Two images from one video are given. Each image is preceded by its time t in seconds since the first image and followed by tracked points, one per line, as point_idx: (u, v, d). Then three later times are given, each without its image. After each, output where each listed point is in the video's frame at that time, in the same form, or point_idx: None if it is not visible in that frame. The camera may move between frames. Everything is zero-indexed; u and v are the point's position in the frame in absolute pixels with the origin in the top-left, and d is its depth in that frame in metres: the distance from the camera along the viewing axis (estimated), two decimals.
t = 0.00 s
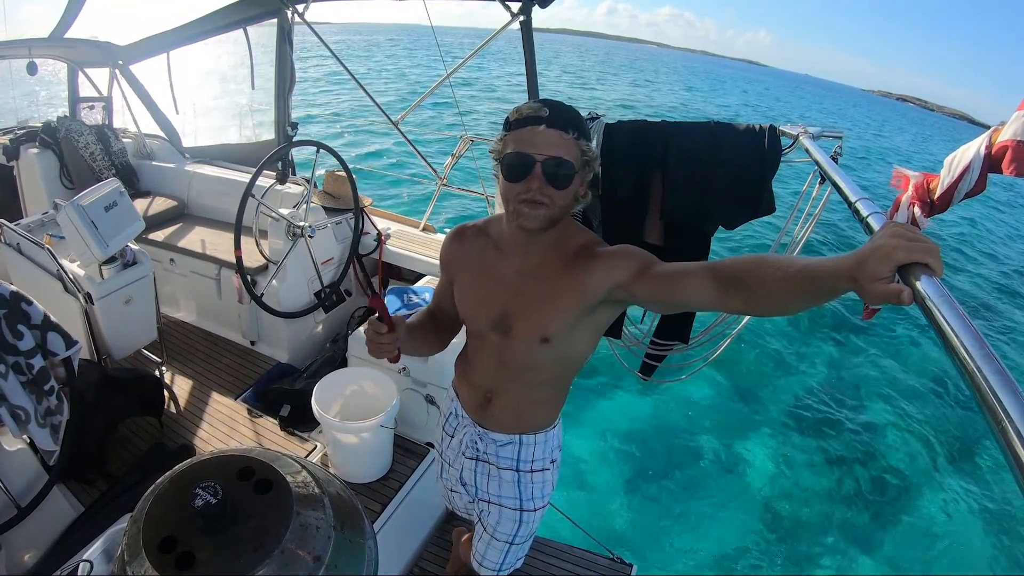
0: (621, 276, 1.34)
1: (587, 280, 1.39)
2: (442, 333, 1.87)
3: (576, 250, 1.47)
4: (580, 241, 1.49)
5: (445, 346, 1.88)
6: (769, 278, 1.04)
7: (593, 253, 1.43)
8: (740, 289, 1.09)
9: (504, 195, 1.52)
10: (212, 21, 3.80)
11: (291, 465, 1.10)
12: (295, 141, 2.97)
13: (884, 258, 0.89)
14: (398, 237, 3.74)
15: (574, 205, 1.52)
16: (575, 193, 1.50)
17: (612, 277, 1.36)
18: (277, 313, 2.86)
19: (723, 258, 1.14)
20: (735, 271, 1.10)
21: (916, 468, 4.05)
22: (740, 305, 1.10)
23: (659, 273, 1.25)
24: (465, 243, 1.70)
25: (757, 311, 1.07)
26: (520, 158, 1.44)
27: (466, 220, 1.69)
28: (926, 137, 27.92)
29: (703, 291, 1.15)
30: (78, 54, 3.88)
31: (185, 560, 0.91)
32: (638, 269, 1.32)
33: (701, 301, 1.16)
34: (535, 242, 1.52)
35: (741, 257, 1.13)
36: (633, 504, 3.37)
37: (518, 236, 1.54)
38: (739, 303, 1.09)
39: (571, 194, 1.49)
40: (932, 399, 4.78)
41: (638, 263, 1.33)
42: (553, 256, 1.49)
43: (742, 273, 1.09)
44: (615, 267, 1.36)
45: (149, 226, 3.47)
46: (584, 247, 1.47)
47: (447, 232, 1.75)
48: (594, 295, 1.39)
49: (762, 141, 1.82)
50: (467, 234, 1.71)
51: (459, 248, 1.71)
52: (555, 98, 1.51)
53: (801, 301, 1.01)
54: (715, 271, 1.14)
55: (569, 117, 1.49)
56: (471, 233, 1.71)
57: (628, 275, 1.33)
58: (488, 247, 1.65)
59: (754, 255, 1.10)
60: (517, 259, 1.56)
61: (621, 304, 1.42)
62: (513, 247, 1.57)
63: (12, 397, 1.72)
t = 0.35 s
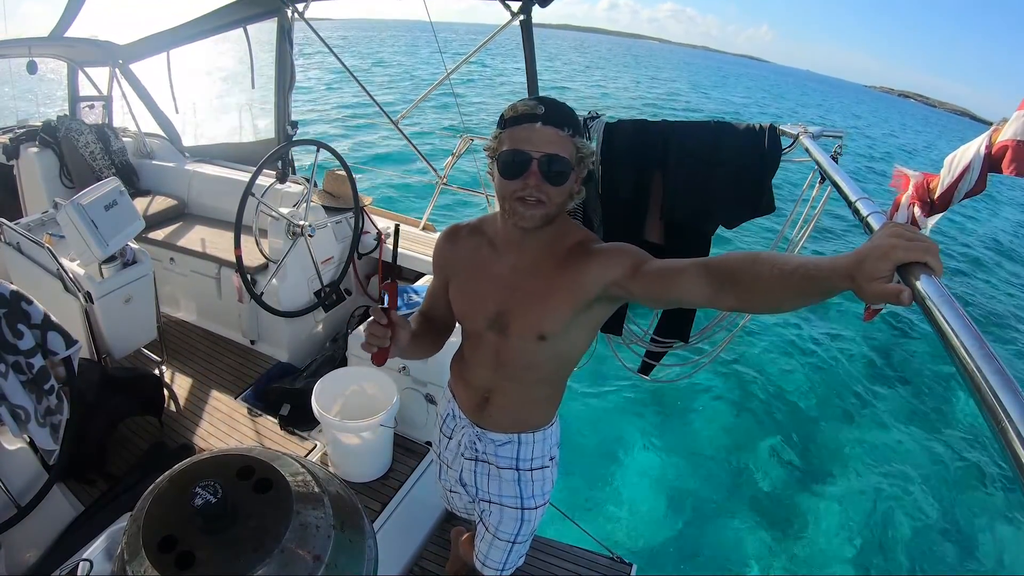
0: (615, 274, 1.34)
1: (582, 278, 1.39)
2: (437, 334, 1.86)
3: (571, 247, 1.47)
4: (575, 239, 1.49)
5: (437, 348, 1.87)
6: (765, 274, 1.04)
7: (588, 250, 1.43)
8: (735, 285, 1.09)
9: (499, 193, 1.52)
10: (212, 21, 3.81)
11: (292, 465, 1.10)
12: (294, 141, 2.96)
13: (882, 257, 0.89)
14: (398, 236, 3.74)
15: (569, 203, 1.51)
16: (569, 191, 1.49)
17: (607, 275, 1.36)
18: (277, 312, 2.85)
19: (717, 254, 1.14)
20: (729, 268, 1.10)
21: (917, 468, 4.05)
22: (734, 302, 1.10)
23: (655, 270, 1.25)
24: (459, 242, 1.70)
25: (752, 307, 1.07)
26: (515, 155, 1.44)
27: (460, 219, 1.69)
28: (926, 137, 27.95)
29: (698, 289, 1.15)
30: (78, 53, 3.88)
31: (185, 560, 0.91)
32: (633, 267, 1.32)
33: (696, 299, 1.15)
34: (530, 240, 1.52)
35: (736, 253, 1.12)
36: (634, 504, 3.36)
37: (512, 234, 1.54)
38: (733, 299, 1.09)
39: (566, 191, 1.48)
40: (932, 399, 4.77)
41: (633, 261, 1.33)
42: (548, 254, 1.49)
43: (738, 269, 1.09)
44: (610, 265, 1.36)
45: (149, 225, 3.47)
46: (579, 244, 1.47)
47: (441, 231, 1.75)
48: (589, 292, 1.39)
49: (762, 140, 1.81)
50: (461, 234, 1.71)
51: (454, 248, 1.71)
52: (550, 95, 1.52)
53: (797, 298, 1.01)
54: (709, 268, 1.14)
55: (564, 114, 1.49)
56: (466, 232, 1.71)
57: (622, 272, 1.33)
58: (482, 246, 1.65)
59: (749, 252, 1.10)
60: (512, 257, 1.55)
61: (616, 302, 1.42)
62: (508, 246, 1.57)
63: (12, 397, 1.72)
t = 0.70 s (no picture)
0: (613, 276, 1.34)
1: (578, 279, 1.39)
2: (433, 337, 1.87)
3: (568, 248, 1.47)
4: (571, 240, 1.48)
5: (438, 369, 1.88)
6: (763, 276, 1.04)
7: (584, 251, 1.43)
8: (734, 287, 1.09)
9: (486, 194, 1.52)
10: (212, 20, 3.81)
11: (291, 463, 1.10)
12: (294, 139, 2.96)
13: (883, 257, 0.89)
14: (398, 235, 3.74)
15: (558, 204, 1.50)
16: (557, 192, 1.48)
17: (604, 276, 1.35)
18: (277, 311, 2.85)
19: (716, 256, 1.14)
20: (728, 270, 1.10)
21: (916, 468, 4.06)
22: (733, 303, 1.10)
23: (652, 272, 1.25)
24: (454, 242, 1.70)
25: (751, 309, 1.07)
26: (496, 156, 1.44)
27: (455, 220, 1.69)
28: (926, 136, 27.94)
29: (697, 290, 1.15)
30: (79, 52, 3.88)
31: (185, 558, 0.91)
32: (630, 268, 1.32)
33: (694, 301, 1.16)
34: (525, 241, 1.52)
35: (734, 255, 1.12)
36: (633, 504, 3.37)
37: (506, 235, 1.54)
38: (732, 301, 1.09)
39: (552, 191, 1.47)
40: (931, 398, 4.78)
41: (630, 262, 1.33)
42: (543, 254, 1.49)
43: (736, 271, 1.09)
44: (606, 266, 1.35)
45: (149, 224, 3.47)
46: (575, 245, 1.47)
47: (437, 232, 1.75)
48: (586, 293, 1.38)
49: (762, 140, 1.81)
50: (457, 234, 1.71)
51: (449, 248, 1.71)
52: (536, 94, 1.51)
53: (796, 299, 1.01)
54: (707, 270, 1.14)
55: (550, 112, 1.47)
56: (461, 232, 1.71)
57: (619, 274, 1.33)
58: (477, 246, 1.65)
59: (748, 254, 1.10)
60: (508, 258, 1.55)
61: (614, 304, 1.42)
62: (504, 246, 1.57)
63: (11, 395, 1.72)
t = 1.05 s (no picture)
0: (613, 277, 1.33)
1: (576, 280, 1.39)
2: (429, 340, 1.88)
3: (566, 249, 1.47)
4: (568, 241, 1.48)
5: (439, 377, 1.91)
6: (764, 278, 1.04)
7: (583, 252, 1.43)
8: (736, 289, 1.09)
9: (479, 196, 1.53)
10: (211, 19, 3.81)
11: (291, 462, 1.10)
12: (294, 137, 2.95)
13: (884, 256, 0.89)
14: (397, 233, 3.74)
15: (548, 206, 1.50)
16: (548, 194, 1.48)
17: (603, 278, 1.35)
18: (277, 310, 2.85)
19: (716, 258, 1.14)
20: (729, 272, 1.10)
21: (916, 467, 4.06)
22: (735, 305, 1.10)
23: (652, 274, 1.25)
24: (450, 243, 1.70)
25: (752, 311, 1.07)
26: (483, 158, 1.45)
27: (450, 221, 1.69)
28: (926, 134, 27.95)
29: (698, 292, 1.15)
30: (78, 50, 3.88)
31: (185, 556, 0.91)
32: (630, 270, 1.32)
33: (696, 303, 1.16)
34: (522, 243, 1.52)
35: (735, 256, 1.12)
36: (634, 502, 3.37)
37: (502, 236, 1.54)
38: (733, 302, 1.09)
39: (541, 193, 1.47)
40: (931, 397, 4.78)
41: (630, 264, 1.32)
42: (540, 256, 1.49)
43: (736, 273, 1.09)
44: (605, 268, 1.35)
45: (149, 222, 3.46)
46: (573, 246, 1.46)
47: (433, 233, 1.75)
48: (585, 294, 1.38)
49: (762, 139, 1.81)
50: (454, 235, 1.71)
51: (446, 249, 1.71)
52: (526, 96, 1.50)
53: (798, 299, 1.01)
54: (708, 272, 1.14)
55: (540, 114, 1.46)
56: (458, 233, 1.71)
57: (619, 276, 1.33)
58: (475, 247, 1.65)
59: (748, 256, 1.10)
60: (505, 260, 1.55)
61: (613, 305, 1.42)
62: (501, 247, 1.57)
63: (12, 394, 1.72)
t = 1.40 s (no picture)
0: (613, 277, 1.33)
1: (576, 280, 1.39)
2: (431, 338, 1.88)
3: (565, 248, 1.46)
4: (568, 240, 1.48)
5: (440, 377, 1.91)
6: (765, 278, 1.04)
7: (582, 252, 1.42)
8: (736, 290, 1.09)
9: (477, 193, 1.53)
10: (211, 18, 3.81)
11: (291, 460, 1.10)
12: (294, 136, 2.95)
13: (884, 255, 0.89)
14: (397, 232, 3.74)
15: (547, 204, 1.50)
16: (546, 192, 1.48)
17: (603, 278, 1.35)
18: (277, 308, 2.85)
19: (717, 258, 1.13)
20: (729, 272, 1.10)
21: (916, 465, 4.06)
22: (736, 305, 1.10)
23: (652, 274, 1.24)
24: (451, 241, 1.70)
25: (752, 311, 1.07)
26: (479, 156, 1.46)
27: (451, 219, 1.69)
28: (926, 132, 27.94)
29: (698, 292, 1.15)
30: (78, 49, 3.88)
31: (185, 555, 0.91)
32: (630, 270, 1.31)
33: (696, 303, 1.15)
34: (522, 241, 1.52)
35: (736, 257, 1.12)
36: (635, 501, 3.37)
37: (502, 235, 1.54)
38: (734, 303, 1.09)
39: (539, 191, 1.47)
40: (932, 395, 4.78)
41: (630, 264, 1.32)
42: (540, 255, 1.49)
43: (737, 273, 1.09)
44: (604, 268, 1.35)
45: (149, 222, 3.46)
46: (573, 246, 1.46)
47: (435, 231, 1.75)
48: (585, 293, 1.38)
49: (762, 137, 1.81)
50: (454, 233, 1.71)
51: (447, 247, 1.71)
52: (525, 94, 1.50)
53: (798, 299, 1.00)
54: (708, 272, 1.14)
55: (538, 113, 1.46)
56: (459, 231, 1.71)
57: (619, 276, 1.32)
58: (475, 245, 1.65)
59: (748, 256, 1.10)
60: (505, 259, 1.55)
61: (612, 305, 1.42)
62: (501, 246, 1.57)
63: (12, 393, 1.71)
